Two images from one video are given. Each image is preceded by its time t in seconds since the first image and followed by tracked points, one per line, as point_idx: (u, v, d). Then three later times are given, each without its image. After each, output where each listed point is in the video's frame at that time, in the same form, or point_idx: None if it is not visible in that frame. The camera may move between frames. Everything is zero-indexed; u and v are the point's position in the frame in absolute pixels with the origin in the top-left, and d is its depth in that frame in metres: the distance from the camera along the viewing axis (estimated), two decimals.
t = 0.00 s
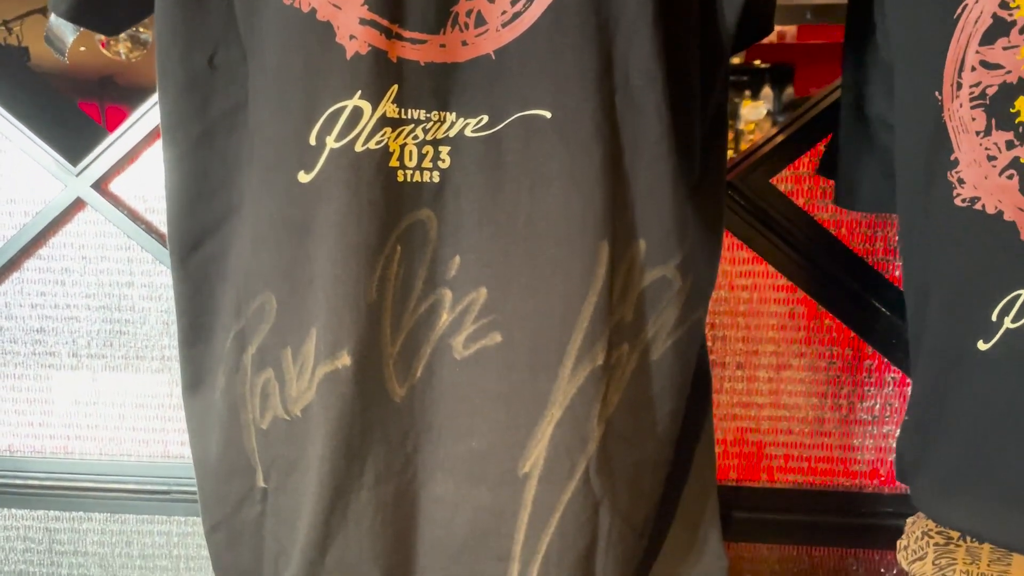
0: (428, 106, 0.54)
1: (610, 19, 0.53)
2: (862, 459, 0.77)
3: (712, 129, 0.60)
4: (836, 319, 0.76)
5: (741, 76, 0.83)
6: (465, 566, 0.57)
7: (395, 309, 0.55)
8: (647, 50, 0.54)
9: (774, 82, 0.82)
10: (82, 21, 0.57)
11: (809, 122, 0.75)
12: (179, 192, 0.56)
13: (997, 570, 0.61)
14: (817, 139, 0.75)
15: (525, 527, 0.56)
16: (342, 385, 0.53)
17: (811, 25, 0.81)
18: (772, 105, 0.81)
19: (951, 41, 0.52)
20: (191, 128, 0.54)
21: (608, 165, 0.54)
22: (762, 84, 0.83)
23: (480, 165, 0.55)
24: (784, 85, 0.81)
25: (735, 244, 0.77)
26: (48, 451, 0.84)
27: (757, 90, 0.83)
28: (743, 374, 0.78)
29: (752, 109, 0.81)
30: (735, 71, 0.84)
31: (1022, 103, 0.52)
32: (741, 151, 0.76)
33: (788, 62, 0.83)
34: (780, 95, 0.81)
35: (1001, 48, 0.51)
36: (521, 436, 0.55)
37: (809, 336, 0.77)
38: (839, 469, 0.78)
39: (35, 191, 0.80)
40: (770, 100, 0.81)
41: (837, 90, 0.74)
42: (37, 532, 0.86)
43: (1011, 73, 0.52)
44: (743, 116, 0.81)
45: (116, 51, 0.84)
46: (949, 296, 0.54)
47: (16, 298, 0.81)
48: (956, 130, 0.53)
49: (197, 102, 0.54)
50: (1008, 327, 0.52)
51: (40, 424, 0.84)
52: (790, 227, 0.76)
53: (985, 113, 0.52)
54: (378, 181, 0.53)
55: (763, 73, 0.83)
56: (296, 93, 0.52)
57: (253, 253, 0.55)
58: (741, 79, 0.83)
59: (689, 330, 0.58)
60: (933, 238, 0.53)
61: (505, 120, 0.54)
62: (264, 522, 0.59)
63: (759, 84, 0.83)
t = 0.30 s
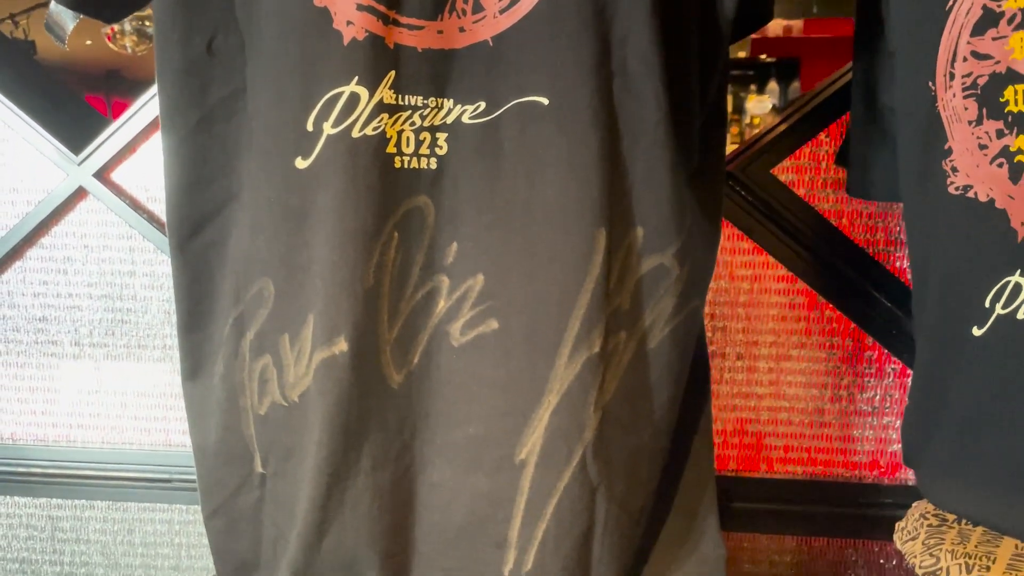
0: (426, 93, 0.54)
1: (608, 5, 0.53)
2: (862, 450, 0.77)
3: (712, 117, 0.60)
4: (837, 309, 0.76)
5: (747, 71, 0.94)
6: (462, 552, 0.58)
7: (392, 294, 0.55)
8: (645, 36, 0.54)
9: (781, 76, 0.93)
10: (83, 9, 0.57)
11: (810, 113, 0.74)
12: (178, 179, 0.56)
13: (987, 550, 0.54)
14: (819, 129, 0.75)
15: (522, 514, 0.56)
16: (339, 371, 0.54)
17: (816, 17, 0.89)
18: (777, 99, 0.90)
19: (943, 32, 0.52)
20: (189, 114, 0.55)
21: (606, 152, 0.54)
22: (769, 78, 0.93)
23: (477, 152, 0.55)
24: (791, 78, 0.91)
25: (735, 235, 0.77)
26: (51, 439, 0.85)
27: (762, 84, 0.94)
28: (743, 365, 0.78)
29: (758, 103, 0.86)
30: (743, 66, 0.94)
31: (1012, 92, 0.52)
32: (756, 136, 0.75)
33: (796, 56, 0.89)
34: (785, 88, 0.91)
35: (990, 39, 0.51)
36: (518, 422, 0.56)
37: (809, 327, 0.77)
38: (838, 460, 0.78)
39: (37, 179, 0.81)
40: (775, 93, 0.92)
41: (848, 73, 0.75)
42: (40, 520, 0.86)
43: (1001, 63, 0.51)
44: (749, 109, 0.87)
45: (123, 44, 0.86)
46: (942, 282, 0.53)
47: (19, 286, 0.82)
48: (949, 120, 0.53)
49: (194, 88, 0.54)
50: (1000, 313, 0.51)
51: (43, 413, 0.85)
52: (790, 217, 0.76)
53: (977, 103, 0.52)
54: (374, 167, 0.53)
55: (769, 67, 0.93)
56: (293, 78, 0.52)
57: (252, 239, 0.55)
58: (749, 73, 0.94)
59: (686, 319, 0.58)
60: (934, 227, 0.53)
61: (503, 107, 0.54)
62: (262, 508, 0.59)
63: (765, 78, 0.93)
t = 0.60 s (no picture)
0: (426, 83, 0.54)
1: None
2: (863, 443, 0.77)
3: (714, 108, 0.60)
4: (839, 303, 0.76)
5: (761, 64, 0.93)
6: (461, 541, 0.58)
7: (393, 284, 0.56)
8: (646, 26, 0.54)
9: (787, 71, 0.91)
10: None
11: (814, 105, 0.74)
12: (180, 170, 0.56)
13: (977, 534, 0.53)
14: (822, 123, 0.75)
15: (521, 504, 0.56)
16: (339, 361, 0.54)
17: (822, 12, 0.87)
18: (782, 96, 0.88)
19: (942, 25, 0.50)
20: (191, 105, 0.55)
21: (606, 143, 0.54)
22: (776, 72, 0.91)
23: (478, 142, 0.55)
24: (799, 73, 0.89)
25: (738, 228, 0.77)
26: (57, 429, 0.86)
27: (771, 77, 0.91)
28: (745, 359, 0.77)
29: (764, 100, 0.87)
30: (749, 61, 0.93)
31: (1006, 86, 0.49)
32: (769, 125, 0.75)
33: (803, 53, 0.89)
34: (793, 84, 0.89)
35: (983, 33, 0.49)
36: (518, 413, 0.56)
37: (812, 321, 0.76)
38: (840, 454, 0.78)
39: (43, 171, 0.82)
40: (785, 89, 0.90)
41: (864, 58, 0.74)
42: (45, 510, 0.87)
43: (996, 57, 0.49)
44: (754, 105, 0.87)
45: (130, 39, 0.87)
46: (941, 276, 0.52)
47: (24, 278, 0.83)
48: (948, 113, 0.51)
49: (196, 79, 0.55)
50: (996, 303, 0.48)
51: (48, 404, 0.85)
52: (792, 210, 0.75)
53: (973, 98, 0.50)
54: (374, 158, 0.53)
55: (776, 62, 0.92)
56: (295, 69, 0.53)
57: (253, 229, 0.55)
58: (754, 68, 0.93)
59: (686, 311, 0.58)
60: (934, 217, 0.52)
61: (503, 98, 0.54)
62: (263, 497, 0.59)
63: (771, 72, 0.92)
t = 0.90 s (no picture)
0: (430, 73, 0.54)
1: None
2: (870, 438, 0.76)
3: (721, 99, 0.59)
4: (847, 297, 0.75)
5: (769, 63, 0.98)
6: (465, 532, 0.58)
7: (397, 275, 0.56)
8: (651, 15, 0.53)
9: (798, 66, 0.97)
10: None
11: (822, 96, 0.73)
12: (184, 161, 0.56)
13: (979, 523, 0.53)
14: (830, 115, 0.74)
15: (525, 495, 0.56)
16: (342, 351, 0.54)
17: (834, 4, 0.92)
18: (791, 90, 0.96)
19: (949, 16, 0.50)
20: (196, 95, 0.55)
21: (610, 133, 0.54)
22: (786, 69, 0.98)
23: (482, 134, 0.55)
24: (809, 69, 0.96)
25: (745, 222, 0.76)
26: (64, 421, 0.87)
27: (780, 74, 0.98)
28: (752, 352, 0.77)
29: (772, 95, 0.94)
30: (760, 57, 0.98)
31: (1009, 79, 0.48)
32: (785, 112, 0.74)
33: (812, 49, 0.94)
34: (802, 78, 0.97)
35: (987, 25, 0.48)
36: (522, 404, 0.56)
37: (819, 314, 0.76)
38: (847, 448, 0.77)
39: (50, 163, 0.82)
40: (793, 82, 0.98)
41: (882, 41, 0.73)
42: (53, 501, 0.87)
43: (1000, 49, 0.48)
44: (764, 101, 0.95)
45: (140, 35, 0.90)
46: (949, 266, 0.51)
47: (33, 270, 0.83)
48: (954, 105, 0.51)
49: (200, 70, 0.55)
50: (1000, 295, 0.47)
51: (56, 395, 0.86)
52: (799, 203, 0.75)
53: (979, 90, 0.49)
54: (378, 148, 0.53)
55: (787, 57, 0.96)
56: (299, 59, 0.53)
57: (257, 220, 0.56)
58: (766, 64, 0.98)
59: (691, 302, 0.58)
60: (942, 207, 0.52)
61: (507, 88, 0.54)
62: (268, 487, 0.60)
63: (781, 69, 0.98)
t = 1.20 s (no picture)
0: (433, 62, 0.54)
1: None
2: (881, 433, 0.75)
3: (729, 89, 0.58)
4: (857, 290, 0.74)
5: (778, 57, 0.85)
6: (469, 525, 0.58)
7: (400, 267, 0.56)
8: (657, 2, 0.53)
9: (811, 62, 0.83)
10: None
11: (832, 87, 0.72)
12: (188, 152, 0.56)
13: (987, 516, 0.51)
14: (841, 106, 0.73)
15: (529, 488, 0.56)
16: (345, 343, 0.54)
17: None
18: (805, 85, 0.81)
19: (960, 6, 0.49)
20: (199, 86, 0.55)
21: (615, 122, 0.53)
22: (799, 64, 0.83)
23: (486, 123, 0.54)
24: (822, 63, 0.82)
25: (754, 215, 0.75)
26: (74, 414, 0.87)
27: (794, 70, 0.84)
28: (761, 347, 0.76)
29: (787, 89, 0.80)
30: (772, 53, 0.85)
31: (1021, 67, 0.46)
32: (799, 100, 0.73)
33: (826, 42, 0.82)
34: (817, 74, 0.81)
35: (998, 14, 0.46)
36: (526, 396, 0.55)
37: (829, 308, 0.75)
38: (857, 443, 0.76)
39: (58, 157, 0.83)
40: (806, 79, 0.82)
41: (899, 30, 0.71)
42: (61, 494, 0.88)
43: (1010, 39, 0.46)
44: (777, 96, 0.80)
45: (153, 32, 0.86)
46: (961, 257, 0.50)
47: (42, 263, 0.84)
48: (967, 95, 0.50)
49: (204, 60, 0.55)
50: (1012, 286, 0.46)
51: (64, 388, 0.86)
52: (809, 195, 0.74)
53: (990, 80, 0.48)
54: (381, 138, 0.53)
55: (799, 53, 0.84)
56: (301, 48, 0.52)
57: (260, 211, 0.55)
58: (777, 60, 0.85)
59: (697, 295, 0.57)
60: (954, 196, 0.51)
61: (511, 77, 0.54)
62: (272, 479, 0.60)
63: (795, 65, 0.84)
